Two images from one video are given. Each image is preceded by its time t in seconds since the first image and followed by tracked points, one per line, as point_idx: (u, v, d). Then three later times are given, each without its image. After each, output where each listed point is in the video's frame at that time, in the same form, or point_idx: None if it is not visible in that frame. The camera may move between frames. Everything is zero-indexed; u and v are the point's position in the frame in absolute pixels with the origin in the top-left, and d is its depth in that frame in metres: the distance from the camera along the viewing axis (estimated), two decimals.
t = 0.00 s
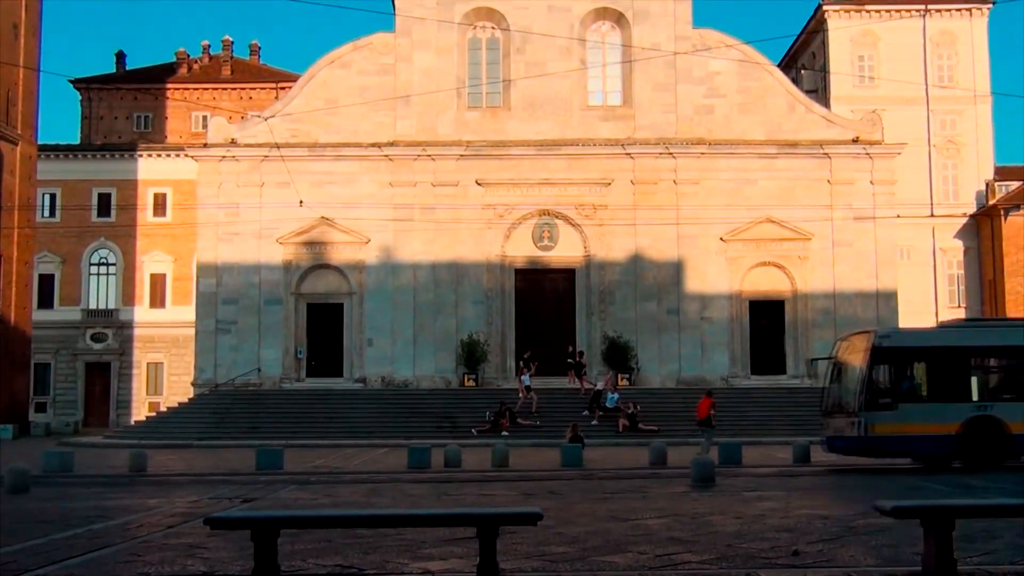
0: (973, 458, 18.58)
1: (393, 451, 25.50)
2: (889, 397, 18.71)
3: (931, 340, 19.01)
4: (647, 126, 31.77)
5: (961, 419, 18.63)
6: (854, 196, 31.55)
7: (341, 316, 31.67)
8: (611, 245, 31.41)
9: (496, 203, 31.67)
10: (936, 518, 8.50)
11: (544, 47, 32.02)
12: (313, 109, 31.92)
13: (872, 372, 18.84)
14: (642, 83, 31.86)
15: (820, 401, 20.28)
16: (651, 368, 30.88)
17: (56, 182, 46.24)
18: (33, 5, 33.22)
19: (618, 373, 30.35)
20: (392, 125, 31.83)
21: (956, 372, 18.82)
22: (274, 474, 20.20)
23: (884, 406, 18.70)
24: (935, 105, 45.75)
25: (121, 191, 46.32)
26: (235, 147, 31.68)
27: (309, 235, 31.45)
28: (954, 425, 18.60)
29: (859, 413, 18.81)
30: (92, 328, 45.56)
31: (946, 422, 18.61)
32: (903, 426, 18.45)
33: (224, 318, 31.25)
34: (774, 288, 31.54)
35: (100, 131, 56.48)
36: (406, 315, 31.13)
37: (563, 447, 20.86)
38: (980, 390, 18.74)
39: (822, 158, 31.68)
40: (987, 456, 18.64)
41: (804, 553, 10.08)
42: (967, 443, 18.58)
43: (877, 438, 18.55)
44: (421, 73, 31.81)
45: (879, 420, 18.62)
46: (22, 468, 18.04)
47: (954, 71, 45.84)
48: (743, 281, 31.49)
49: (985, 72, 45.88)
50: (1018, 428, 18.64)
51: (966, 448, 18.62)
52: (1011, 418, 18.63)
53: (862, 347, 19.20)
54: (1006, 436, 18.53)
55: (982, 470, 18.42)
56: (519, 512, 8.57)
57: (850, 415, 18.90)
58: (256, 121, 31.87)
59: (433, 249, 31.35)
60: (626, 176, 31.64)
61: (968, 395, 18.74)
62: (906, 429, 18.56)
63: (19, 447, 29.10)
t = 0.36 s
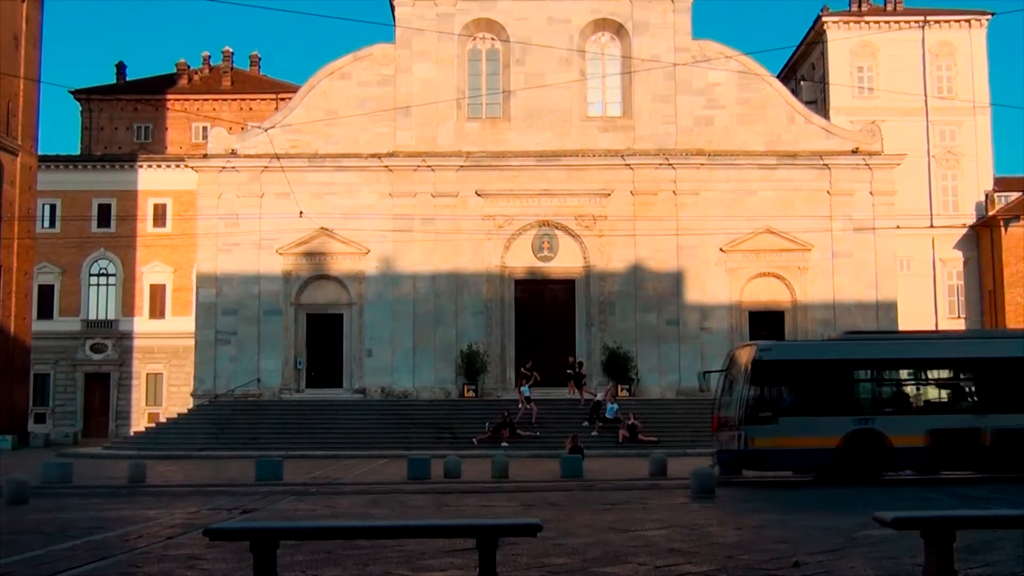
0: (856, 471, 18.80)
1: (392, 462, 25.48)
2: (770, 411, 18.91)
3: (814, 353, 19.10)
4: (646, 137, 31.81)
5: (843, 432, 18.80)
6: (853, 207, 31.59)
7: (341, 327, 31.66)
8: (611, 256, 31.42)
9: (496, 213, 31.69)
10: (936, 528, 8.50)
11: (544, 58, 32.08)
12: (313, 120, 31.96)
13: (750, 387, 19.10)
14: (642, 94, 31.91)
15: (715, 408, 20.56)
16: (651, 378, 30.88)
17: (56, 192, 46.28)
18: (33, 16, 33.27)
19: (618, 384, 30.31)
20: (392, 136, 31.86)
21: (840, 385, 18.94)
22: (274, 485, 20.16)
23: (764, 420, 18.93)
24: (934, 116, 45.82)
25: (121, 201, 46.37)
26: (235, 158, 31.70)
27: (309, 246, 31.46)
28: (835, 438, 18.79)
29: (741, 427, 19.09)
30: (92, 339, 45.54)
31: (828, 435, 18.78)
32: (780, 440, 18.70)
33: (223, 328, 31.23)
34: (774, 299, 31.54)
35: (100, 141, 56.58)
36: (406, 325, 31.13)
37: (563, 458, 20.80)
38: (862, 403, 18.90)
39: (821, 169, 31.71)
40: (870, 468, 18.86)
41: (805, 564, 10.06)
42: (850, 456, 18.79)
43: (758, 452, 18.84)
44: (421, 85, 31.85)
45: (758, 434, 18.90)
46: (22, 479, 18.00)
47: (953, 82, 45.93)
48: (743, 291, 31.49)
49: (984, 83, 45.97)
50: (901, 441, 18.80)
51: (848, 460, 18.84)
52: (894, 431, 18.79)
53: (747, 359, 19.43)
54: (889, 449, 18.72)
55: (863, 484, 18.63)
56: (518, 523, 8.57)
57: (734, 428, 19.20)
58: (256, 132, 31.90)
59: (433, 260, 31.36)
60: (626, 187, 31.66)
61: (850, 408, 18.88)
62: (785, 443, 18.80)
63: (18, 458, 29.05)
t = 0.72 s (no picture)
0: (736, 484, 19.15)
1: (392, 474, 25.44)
2: (650, 424, 19.31)
3: (695, 366, 19.43)
4: (646, 148, 31.85)
5: (723, 445, 19.16)
6: (853, 218, 31.61)
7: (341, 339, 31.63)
8: (611, 268, 31.42)
9: (496, 225, 31.70)
10: (938, 541, 8.48)
11: (544, 69, 32.14)
12: (313, 132, 31.99)
13: (634, 400, 19.44)
14: (642, 107, 31.97)
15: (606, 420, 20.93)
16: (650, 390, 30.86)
17: (57, 204, 46.31)
18: (35, 28, 33.32)
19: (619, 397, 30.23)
20: (392, 148, 31.89)
21: (721, 398, 19.29)
22: (273, 497, 20.12)
23: (645, 433, 19.31)
24: (933, 128, 45.90)
25: (121, 213, 46.42)
26: (235, 170, 31.73)
27: (309, 257, 31.47)
28: (716, 451, 19.15)
29: (622, 440, 19.46)
30: (92, 351, 45.52)
31: (708, 449, 19.14)
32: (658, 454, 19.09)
33: (223, 340, 31.22)
34: (774, 310, 31.53)
35: (100, 153, 56.66)
36: (406, 337, 31.12)
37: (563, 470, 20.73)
38: (741, 417, 19.25)
39: (821, 181, 31.73)
40: (751, 481, 19.19)
41: None
42: (731, 468, 19.15)
43: (637, 465, 19.21)
44: (421, 96, 31.90)
45: (639, 447, 19.27)
46: (21, 491, 17.96)
47: (952, 93, 45.97)
48: (743, 303, 31.48)
49: (982, 95, 46.06)
50: (781, 454, 19.11)
51: (728, 473, 19.20)
52: (775, 444, 19.12)
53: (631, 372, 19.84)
54: (769, 463, 19.06)
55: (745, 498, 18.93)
56: (518, 535, 8.57)
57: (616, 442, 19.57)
58: (256, 144, 31.93)
59: (432, 272, 31.37)
60: (626, 199, 31.69)
61: (731, 421, 19.23)
62: (663, 456, 19.17)
63: (17, 470, 29.00)
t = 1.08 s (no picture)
0: (617, 499, 19.28)
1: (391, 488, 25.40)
2: (531, 439, 19.39)
3: (579, 381, 19.63)
4: (645, 162, 31.89)
5: (605, 460, 19.29)
6: (852, 231, 31.64)
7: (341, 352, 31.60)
8: (611, 281, 31.44)
9: (496, 238, 31.71)
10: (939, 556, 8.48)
11: (544, 83, 32.22)
12: (313, 145, 32.03)
13: (517, 414, 19.54)
14: (641, 120, 32.03)
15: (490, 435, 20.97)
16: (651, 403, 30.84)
17: (57, 217, 46.35)
18: (36, 42, 33.39)
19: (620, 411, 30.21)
20: (392, 161, 31.94)
21: (603, 412, 19.43)
22: (272, 511, 20.09)
23: (526, 448, 19.38)
24: (932, 141, 45.98)
25: (121, 226, 46.47)
26: (235, 183, 31.77)
27: (309, 270, 31.48)
28: (597, 466, 19.26)
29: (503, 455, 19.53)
30: (91, 364, 45.50)
31: (589, 464, 19.26)
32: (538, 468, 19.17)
33: (222, 353, 31.20)
34: (774, 323, 31.52)
35: (100, 166, 56.74)
36: (406, 350, 31.11)
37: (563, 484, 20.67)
38: (625, 431, 19.39)
39: (820, 194, 31.77)
40: (634, 496, 19.33)
41: None
42: (612, 483, 19.29)
43: (518, 480, 19.25)
44: (421, 110, 31.96)
45: (519, 462, 19.32)
46: (19, 504, 17.93)
47: (951, 106, 46.06)
48: (743, 316, 31.48)
49: (981, 109, 46.17)
50: (662, 469, 19.28)
51: (609, 488, 19.34)
52: (657, 459, 19.32)
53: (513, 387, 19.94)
54: (651, 477, 19.23)
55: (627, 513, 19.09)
56: (518, 549, 8.57)
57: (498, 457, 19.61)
58: (256, 157, 31.97)
59: (432, 285, 31.38)
60: (626, 212, 31.72)
61: (613, 437, 19.36)
62: (544, 471, 19.27)
63: (16, 483, 28.95)
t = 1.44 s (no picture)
0: (503, 516, 19.81)
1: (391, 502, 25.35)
2: (413, 456, 19.87)
3: (462, 398, 20.13)
4: (645, 176, 31.92)
5: (487, 478, 19.82)
6: (852, 246, 31.65)
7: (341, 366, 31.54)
8: (611, 295, 31.45)
9: (496, 252, 31.71)
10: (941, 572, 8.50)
11: (544, 97, 32.29)
12: (313, 159, 32.06)
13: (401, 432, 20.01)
14: (641, 134, 32.09)
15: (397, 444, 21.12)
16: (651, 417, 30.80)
17: (57, 231, 46.38)
18: (37, 57, 33.46)
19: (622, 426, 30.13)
20: (391, 175, 31.98)
21: (488, 429, 19.95)
22: (271, 525, 20.03)
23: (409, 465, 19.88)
24: (931, 155, 46.06)
25: (121, 240, 46.50)
26: (235, 197, 31.76)
27: (308, 284, 31.49)
28: (480, 484, 19.80)
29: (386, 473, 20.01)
30: (90, 378, 45.46)
31: (472, 481, 19.83)
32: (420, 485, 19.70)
33: (222, 367, 31.18)
34: (774, 338, 31.50)
35: (101, 180, 56.79)
36: (405, 364, 31.08)
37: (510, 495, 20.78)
38: (509, 448, 19.94)
39: (820, 209, 31.80)
40: (517, 512, 19.85)
41: None
42: (494, 500, 19.81)
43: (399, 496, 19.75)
44: (421, 124, 32.03)
45: (403, 479, 19.85)
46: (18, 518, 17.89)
47: (951, 121, 46.13)
48: (743, 330, 31.46)
49: (980, 123, 46.26)
50: (545, 486, 19.82)
51: (492, 504, 19.86)
52: (540, 476, 19.85)
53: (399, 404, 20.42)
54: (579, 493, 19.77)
55: (512, 529, 19.62)
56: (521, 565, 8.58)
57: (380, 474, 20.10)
58: (256, 171, 31.98)
59: (432, 299, 31.37)
60: (626, 226, 31.74)
61: (495, 454, 19.89)
62: (426, 488, 19.80)
63: (14, 497, 28.88)
